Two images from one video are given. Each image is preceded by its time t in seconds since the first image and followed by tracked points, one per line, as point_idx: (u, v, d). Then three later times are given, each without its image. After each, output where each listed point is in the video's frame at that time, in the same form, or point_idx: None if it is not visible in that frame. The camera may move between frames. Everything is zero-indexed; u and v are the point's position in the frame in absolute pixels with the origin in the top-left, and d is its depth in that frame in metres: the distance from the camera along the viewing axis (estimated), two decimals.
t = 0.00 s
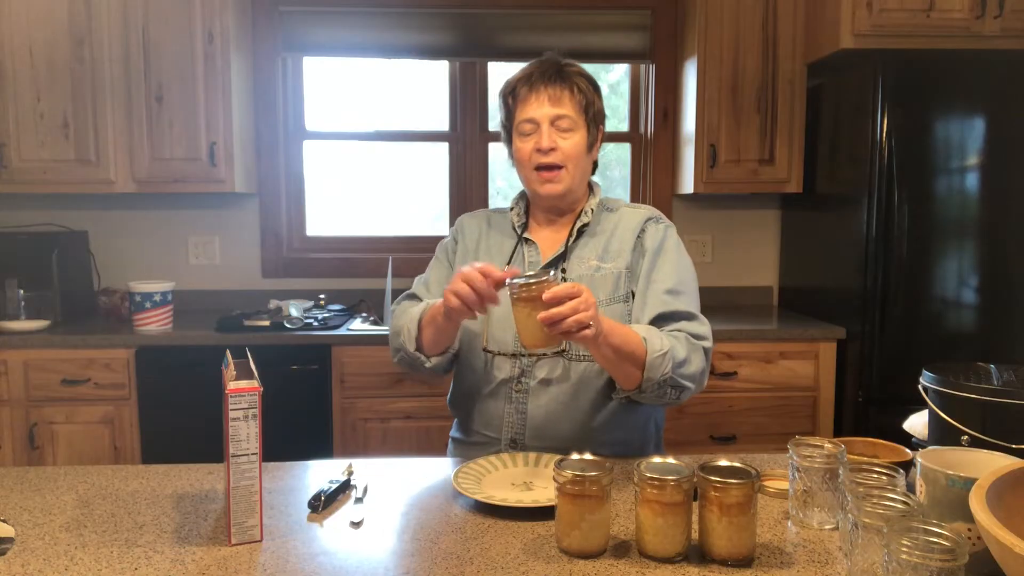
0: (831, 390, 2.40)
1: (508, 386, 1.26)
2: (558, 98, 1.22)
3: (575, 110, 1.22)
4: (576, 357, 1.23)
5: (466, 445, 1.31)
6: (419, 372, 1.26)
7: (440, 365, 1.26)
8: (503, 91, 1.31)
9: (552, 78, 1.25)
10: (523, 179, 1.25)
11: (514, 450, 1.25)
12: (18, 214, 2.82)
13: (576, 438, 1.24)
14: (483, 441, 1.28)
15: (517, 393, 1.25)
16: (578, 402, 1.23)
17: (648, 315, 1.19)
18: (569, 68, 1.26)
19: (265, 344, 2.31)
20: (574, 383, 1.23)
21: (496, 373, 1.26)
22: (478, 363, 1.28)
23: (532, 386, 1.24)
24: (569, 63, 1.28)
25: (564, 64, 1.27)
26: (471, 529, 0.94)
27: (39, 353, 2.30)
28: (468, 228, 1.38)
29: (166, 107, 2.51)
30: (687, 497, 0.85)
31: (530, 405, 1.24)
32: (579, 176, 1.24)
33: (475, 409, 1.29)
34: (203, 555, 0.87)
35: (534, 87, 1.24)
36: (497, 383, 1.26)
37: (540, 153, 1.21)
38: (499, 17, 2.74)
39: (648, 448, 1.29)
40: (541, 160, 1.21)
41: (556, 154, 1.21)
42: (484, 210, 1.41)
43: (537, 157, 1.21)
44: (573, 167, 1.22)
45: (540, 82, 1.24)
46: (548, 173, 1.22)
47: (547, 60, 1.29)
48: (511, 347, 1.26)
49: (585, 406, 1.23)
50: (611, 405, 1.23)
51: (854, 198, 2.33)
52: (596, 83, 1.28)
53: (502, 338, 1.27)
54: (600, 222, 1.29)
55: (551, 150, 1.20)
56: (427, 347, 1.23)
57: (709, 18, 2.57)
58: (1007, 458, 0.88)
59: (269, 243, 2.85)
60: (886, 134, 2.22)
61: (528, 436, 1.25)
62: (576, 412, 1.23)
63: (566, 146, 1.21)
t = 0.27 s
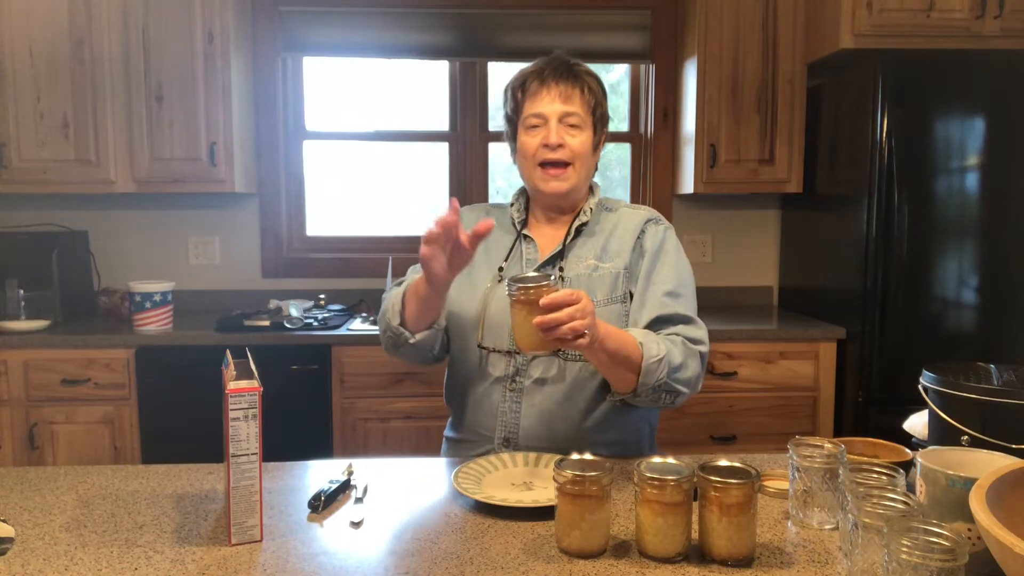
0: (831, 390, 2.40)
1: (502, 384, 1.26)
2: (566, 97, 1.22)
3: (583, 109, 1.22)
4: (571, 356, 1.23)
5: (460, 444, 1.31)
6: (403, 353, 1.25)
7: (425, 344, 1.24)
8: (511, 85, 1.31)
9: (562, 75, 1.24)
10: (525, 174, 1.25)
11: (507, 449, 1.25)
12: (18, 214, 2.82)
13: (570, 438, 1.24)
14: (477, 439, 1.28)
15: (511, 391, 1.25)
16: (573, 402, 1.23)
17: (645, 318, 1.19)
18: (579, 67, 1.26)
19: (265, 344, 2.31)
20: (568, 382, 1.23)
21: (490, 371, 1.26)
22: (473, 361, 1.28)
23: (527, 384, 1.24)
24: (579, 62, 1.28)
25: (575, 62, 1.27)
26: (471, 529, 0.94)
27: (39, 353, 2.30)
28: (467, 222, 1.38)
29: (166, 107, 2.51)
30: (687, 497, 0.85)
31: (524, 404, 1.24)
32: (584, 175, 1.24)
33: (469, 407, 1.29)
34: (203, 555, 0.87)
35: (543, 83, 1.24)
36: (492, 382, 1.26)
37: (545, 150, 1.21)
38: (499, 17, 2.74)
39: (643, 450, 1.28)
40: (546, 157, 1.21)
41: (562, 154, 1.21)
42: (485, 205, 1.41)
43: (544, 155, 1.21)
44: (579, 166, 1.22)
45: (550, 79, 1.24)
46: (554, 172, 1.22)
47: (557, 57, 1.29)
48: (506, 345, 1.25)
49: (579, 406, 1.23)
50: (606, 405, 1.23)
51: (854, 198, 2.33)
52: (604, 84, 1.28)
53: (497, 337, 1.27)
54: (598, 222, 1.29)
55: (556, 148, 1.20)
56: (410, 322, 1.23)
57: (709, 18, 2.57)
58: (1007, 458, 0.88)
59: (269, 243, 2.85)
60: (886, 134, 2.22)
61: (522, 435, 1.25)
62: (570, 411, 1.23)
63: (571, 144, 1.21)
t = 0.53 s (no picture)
0: (831, 390, 2.40)
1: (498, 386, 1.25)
2: (562, 99, 1.22)
3: (579, 112, 1.22)
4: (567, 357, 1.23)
5: (456, 445, 1.30)
6: (402, 351, 1.25)
7: (424, 342, 1.24)
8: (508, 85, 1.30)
9: (559, 78, 1.24)
10: (519, 174, 1.25)
11: (503, 450, 1.25)
12: (18, 214, 2.82)
13: (566, 439, 1.24)
14: (472, 439, 1.28)
15: (508, 392, 1.25)
16: (569, 404, 1.23)
17: (639, 320, 1.20)
18: (577, 69, 1.26)
19: (265, 344, 2.31)
20: (564, 384, 1.23)
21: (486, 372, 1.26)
22: (469, 361, 1.28)
23: (522, 386, 1.24)
24: (578, 63, 1.28)
25: (573, 64, 1.27)
26: (471, 529, 0.94)
27: (39, 353, 2.30)
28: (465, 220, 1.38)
29: (166, 106, 2.51)
30: (687, 497, 0.85)
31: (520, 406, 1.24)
32: (576, 176, 1.24)
33: (465, 408, 1.28)
34: (203, 555, 0.87)
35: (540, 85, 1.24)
36: (488, 382, 1.26)
37: (538, 152, 1.21)
38: (499, 17, 2.74)
39: (637, 449, 1.29)
40: (539, 159, 1.21)
41: (555, 153, 1.21)
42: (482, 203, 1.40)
43: (537, 153, 1.21)
44: (571, 167, 1.22)
45: (546, 81, 1.24)
46: (546, 171, 1.21)
47: (556, 58, 1.29)
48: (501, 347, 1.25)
49: (576, 407, 1.23)
50: (601, 406, 1.23)
51: (854, 198, 2.33)
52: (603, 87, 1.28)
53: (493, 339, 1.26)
54: (594, 223, 1.29)
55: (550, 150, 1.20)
56: (410, 320, 1.22)
57: (709, 18, 2.57)
58: (1008, 458, 0.88)
59: (270, 243, 2.85)
60: (886, 134, 2.22)
61: (518, 436, 1.25)
62: (566, 413, 1.23)
63: (566, 147, 1.21)
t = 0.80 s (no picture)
0: (831, 390, 2.40)
1: (496, 386, 1.25)
2: (562, 99, 1.22)
3: (578, 112, 1.22)
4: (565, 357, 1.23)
5: (454, 445, 1.30)
6: (404, 356, 1.24)
7: (428, 349, 1.24)
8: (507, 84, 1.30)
9: (558, 77, 1.24)
10: (517, 174, 1.25)
11: (502, 451, 1.26)
12: (18, 214, 2.82)
13: (564, 439, 1.24)
14: (471, 440, 1.28)
15: (506, 392, 1.25)
16: (567, 403, 1.23)
17: (637, 319, 1.20)
18: (577, 69, 1.26)
19: (265, 344, 2.31)
20: (562, 384, 1.23)
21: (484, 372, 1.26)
22: (467, 361, 1.28)
23: (521, 386, 1.24)
24: (577, 63, 1.28)
25: (572, 64, 1.27)
26: (471, 529, 0.94)
27: (39, 353, 2.30)
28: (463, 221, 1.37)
29: (166, 106, 2.51)
30: (687, 497, 0.85)
31: (518, 406, 1.24)
32: (574, 177, 1.24)
33: (463, 408, 1.28)
34: (203, 555, 0.87)
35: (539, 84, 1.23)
36: (486, 382, 1.26)
37: (537, 151, 1.21)
38: (499, 17, 2.74)
39: (636, 449, 1.29)
40: (538, 158, 1.21)
41: (554, 153, 1.21)
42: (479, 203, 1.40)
43: (535, 153, 1.21)
44: (569, 167, 1.22)
45: (546, 80, 1.24)
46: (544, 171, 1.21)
47: (555, 57, 1.29)
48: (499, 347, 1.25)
49: (574, 406, 1.23)
50: (599, 406, 1.23)
51: (854, 198, 2.33)
52: (603, 87, 1.28)
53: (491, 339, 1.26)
54: (592, 222, 1.29)
55: (549, 150, 1.20)
56: (416, 328, 1.21)
57: (709, 18, 2.57)
58: (1008, 458, 0.88)
59: (269, 243, 2.85)
60: (886, 134, 2.22)
61: (516, 436, 1.25)
62: (564, 412, 1.23)
63: (565, 147, 1.21)
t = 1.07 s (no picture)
0: (831, 390, 2.40)
1: (496, 387, 1.25)
2: (563, 99, 1.22)
3: (580, 113, 1.22)
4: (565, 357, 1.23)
5: (454, 445, 1.30)
6: (407, 360, 1.24)
7: (432, 354, 1.24)
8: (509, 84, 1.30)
9: (559, 77, 1.24)
10: (519, 175, 1.25)
11: (502, 451, 1.26)
12: (18, 214, 2.82)
13: (564, 439, 1.24)
14: (471, 440, 1.28)
15: (506, 392, 1.24)
16: (567, 404, 1.23)
17: (637, 320, 1.20)
18: (578, 69, 1.26)
19: (265, 344, 2.31)
20: (562, 385, 1.23)
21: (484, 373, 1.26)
22: (467, 361, 1.28)
23: (521, 386, 1.24)
24: (578, 63, 1.28)
25: (573, 64, 1.26)
26: (471, 529, 0.94)
27: (39, 353, 2.30)
28: (462, 221, 1.37)
29: (166, 106, 2.51)
30: (687, 497, 0.85)
31: (518, 406, 1.24)
32: (576, 177, 1.24)
33: (463, 408, 1.28)
34: (203, 555, 0.87)
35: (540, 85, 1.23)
36: (486, 382, 1.26)
37: (539, 152, 1.21)
38: (499, 17, 2.74)
39: (636, 449, 1.29)
40: (540, 159, 1.21)
41: (556, 154, 1.21)
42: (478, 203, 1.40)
43: (537, 154, 1.21)
44: (571, 168, 1.22)
45: (547, 81, 1.23)
46: (546, 171, 1.21)
47: (556, 57, 1.28)
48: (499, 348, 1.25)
49: (574, 406, 1.23)
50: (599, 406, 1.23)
51: (854, 198, 2.33)
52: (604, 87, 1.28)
53: (491, 339, 1.26)
54: (593, 223, 1.29)
55: (550, 152, 1.20)
56: (422, 334, 1.21)
57: (709, 17, 2.57)
58: (1008, 458, 0.88)
59: (269, 243, 2.85)
60: (886, 134, 2.22)
61: (516, 437, 1.25)
62: (564, 413, 1.23)
63: (567, 148, 1.21)
